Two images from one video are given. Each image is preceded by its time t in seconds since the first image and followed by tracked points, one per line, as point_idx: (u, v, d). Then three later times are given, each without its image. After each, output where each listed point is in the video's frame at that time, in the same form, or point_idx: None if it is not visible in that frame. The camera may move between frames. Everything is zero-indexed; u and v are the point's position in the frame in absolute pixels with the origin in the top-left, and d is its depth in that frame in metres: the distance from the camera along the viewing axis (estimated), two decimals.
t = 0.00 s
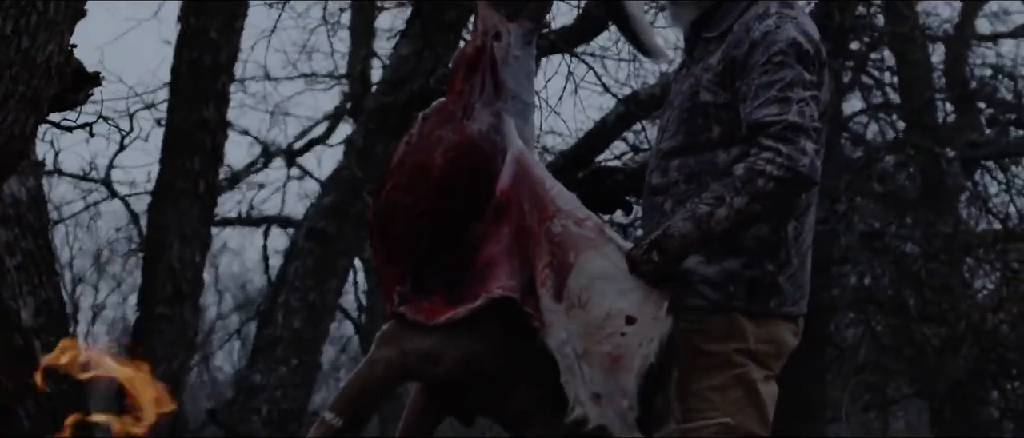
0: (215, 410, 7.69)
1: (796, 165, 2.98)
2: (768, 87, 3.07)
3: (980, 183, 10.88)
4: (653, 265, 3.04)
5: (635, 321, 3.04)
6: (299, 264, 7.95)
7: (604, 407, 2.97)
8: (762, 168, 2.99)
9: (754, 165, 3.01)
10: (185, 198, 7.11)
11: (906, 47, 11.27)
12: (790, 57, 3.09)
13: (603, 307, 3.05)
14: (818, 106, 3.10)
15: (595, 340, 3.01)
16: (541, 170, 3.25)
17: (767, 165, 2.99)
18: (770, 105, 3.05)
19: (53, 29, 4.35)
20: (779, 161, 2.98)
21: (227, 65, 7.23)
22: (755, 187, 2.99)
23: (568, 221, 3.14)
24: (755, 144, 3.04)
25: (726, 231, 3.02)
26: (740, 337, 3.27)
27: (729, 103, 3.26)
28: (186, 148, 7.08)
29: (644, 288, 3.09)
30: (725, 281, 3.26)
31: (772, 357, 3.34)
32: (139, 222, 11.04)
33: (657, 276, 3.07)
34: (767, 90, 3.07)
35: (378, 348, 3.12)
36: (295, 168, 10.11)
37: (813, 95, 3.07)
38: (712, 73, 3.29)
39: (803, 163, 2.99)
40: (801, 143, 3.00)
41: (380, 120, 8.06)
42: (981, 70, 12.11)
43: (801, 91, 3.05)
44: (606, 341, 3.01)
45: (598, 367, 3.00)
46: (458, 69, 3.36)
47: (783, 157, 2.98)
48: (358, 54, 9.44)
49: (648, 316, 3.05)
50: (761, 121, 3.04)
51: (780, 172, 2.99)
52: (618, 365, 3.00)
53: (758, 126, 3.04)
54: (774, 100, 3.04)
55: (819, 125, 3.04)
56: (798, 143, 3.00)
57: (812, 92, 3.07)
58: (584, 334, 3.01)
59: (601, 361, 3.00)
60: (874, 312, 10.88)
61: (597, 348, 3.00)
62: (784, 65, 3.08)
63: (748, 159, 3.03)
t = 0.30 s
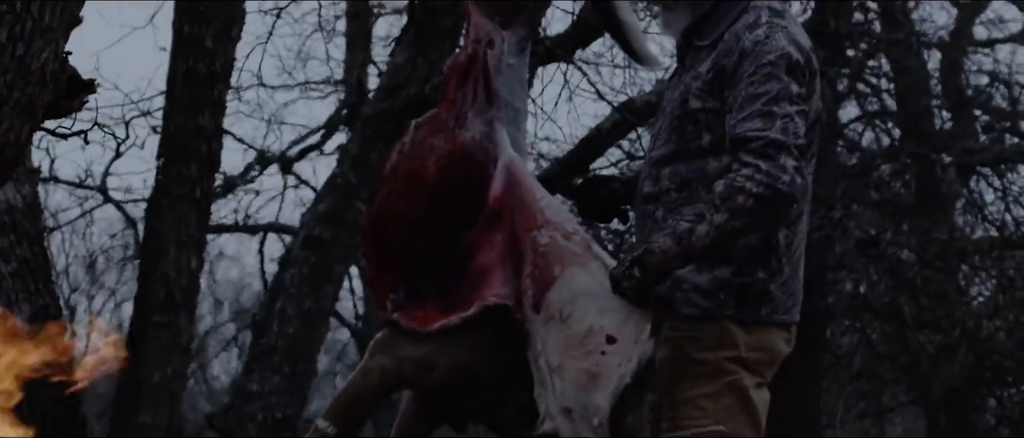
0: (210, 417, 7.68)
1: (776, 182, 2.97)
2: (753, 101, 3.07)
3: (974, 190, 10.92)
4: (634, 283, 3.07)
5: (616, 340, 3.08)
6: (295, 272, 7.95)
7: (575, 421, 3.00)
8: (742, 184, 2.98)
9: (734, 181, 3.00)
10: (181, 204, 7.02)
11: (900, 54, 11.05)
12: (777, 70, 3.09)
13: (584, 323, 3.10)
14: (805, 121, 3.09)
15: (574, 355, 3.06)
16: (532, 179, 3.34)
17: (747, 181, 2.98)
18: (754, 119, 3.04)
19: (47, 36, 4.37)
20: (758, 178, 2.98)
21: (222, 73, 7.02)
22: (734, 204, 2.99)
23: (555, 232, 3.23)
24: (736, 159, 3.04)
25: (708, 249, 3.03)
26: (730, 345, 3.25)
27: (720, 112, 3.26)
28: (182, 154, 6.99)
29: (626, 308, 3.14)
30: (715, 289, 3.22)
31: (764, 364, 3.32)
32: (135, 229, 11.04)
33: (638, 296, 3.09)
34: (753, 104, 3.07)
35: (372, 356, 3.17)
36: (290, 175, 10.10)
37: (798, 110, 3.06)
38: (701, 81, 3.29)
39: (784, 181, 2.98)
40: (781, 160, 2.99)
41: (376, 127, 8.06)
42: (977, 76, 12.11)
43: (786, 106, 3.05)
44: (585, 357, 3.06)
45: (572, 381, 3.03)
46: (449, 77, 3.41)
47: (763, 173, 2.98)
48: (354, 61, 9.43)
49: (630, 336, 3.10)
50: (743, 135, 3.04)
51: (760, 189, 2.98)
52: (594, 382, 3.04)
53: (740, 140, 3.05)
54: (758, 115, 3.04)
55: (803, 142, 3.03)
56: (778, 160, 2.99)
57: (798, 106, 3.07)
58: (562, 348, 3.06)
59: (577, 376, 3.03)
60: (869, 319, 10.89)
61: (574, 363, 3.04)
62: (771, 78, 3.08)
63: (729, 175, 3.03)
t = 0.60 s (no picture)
0: (206, 423, 7.65)
1: (755, 197, 3.00)
2: (740, 111, 3.08)
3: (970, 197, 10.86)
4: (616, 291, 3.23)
5: (595, 360, 3.29)
6: (290, 279, 7.95)
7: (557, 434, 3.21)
8: (721, 198, 3.01)
9: (714, 194, 3.03)
10: (177, 211, 6.94)
11: (897, 62, 11.13)
12: (764, 83, 3.09)
13: (565, 337, 3.30)
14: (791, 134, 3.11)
15: (554, 369, 3.27)
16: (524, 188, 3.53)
17: (726, 195, 3.01)
18: (738, 131, 3.06)
19: (41, 44, 4.50)
20: (738, 192, 3.00)
21: (218, 79, 7.02)
22: (713, 217, 3.03)
23: (542, 242, 3.43)
24: (718, 172, 3.06)
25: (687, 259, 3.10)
26: (723, 353, 3.16)
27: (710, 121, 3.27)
28: (177, 162, 6.95)
29: (608, 325, 3.32)
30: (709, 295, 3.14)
31: (756, 372, 3.24)
32: (130, 237, 11.03)
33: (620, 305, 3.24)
34: (739, 114, 3.08)
35: (365, 363, 3.42)
36: (286, 182, 10.10)
37: (784, 123, 3.08)
38: (692, 90, 3.29)
39: (764, 196, 3.00)
40: (762, 175, 3.02)
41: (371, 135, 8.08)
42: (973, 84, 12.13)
43: (772, 120, 3.07)
44: (564, 372, 3.26)
45: (552, 395, 3.25)
46: (441, 88, 3.65)
47: (743, 188, 3.01)
48: (349, 68, 9.45)
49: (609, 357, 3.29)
50: (726, 148, 3.07)
51: (739, 203, 3.01)
52: (573, 398, 3.24)
53: (723, 153, 3.07)
54: (743, 127, 3.06)
55: (786, 157, 3.05)
56: (758, 174, 3.01)
57: (784, 120, 3.08)
58: (543, 362, 3.28)
59: (557, 392, 3.25)
60: (865, 327, 10.88)
61: (553, 377, 3.25)
62: (758, 90, 3.09)
63: (709, 188, 3.06)
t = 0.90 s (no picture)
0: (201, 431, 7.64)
1: (733, 211, 2.99)
2: (724, 122, 3.09)
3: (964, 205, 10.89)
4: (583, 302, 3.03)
5: (570, 379, 3.04)
6: (286, 286, 7.95)
7: None
8: (699, 208, 3.00)
9: (692, 204, 3.02)
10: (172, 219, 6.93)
11: (893, 70, 11.14)
12: (751, 94, 3.11)
13: (542, 351, 3.06)
14: (776, 146, 3.10)
15: (533, 380, 3.04)
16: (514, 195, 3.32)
17: (704, 206, 3.00)
18: (722, 141, 3.06)
19: (36, 52, 4.48)
20: (715, 204, 2.99)
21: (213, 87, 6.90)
22: (690, 226, 3.02)
23: (530, 253, 3.21)
24: (698, 182, 3.06)
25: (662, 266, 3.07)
26: (716, 360, 3.20)
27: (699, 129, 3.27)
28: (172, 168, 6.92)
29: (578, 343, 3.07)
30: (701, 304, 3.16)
31: (748, 380, 3.27)
32: (126, 245, 11.03)
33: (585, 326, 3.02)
34: (723, 124, 3.09)
35: (356, 372, 3.16)
36: (281, 190, 10.10)
37: (768, 137, 3.08)
38: (680, 98, 3.30)
39: (742, 209, 2.99)
40: (740, 189, 3.00)
41: (367, 143, 8.08)
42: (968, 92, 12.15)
43: (756, 133, 3.07)
44: (541, 387, 3.04)
45: (532, 410, 3.03)
46: (430, 95, 3.45)
47: (721, 200, 3.00)
48: (345, 74, 9.45)
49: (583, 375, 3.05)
50: (709, 157, 3.06)
51: (715, 214, 3.00)
52: (550, 414, 3.02)
53: (705, 162, 3.07)
54: (726, 138, 3.07)
55: (768, 171, 3.05)
56: (737, 187, 3.00)
57: (769, 133, 3.08)
58: (522, 374, 3.05)
59: (534, 408, 3.03)
60: (861, 335, 10.90)
61: (533, 389, 3.04)
62: (743, 101, 3.10)
63: (688, 198, 3.05)
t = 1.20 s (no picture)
0: None
1: (710, 222, 3.09)
2: (709, 131, 3.16)
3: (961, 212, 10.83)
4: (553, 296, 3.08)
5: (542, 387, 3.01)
6: (282, 294, 7.94)
7: None
8: (677, 217, 3.10)
9: (671, 212, 3.12)
10: (168, 227, 6.98)
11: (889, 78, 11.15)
12: (738, 105, 3.17)
13: (518, 364, 2.98)
14: (763, 158, 3.17)
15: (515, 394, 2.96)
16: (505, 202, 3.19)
17: (682, 215, 3.10)
18: (707, 151, 3.14)
19: (31, 60, 4.64)
20: (693, 214, 3.09)
21: (211, 95, 6.94)
22: (668, 233, 3.11)
23: (516, 264, 3.10)
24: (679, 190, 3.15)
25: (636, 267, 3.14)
26: (709, 369, 3.28)
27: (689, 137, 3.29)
28: (168, 176, 6.96)
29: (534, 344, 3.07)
30: (693, 313, 3.29)
31: (742, 389, 3.34)
32: (122, 253, 11.03)
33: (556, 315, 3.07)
34: (708, 134, 3.17)
35: (346, 380, 3.08)
36: (277, 197, 10.10)
37: (754, 149, 3.15)
38: (671, 107, 3.33)
39: (720, 222, 3.10)
40: (719, 202, 3.10)
41: (363, 151, 8.09)
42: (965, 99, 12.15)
43: (742, 145, 3.13)
44: (521, 398, 2.96)
45: (515, 422, 2.95)
46: (424, 101, 3.36)
47: (699, 211, 3.10)
48: (342, 81, 9.45)
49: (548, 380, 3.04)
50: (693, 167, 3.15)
51: (693, 224, 3.10)
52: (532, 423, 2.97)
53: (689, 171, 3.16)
54: (711, 148, 3.14)
55: (752, 184, 3.12)
56: (716, 200, 3.10)
57: (754, 145, 3.15)
58: (504, 385, 2.97)
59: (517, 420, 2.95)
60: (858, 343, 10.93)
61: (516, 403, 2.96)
62: (729, 112, 3.16)
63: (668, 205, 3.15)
